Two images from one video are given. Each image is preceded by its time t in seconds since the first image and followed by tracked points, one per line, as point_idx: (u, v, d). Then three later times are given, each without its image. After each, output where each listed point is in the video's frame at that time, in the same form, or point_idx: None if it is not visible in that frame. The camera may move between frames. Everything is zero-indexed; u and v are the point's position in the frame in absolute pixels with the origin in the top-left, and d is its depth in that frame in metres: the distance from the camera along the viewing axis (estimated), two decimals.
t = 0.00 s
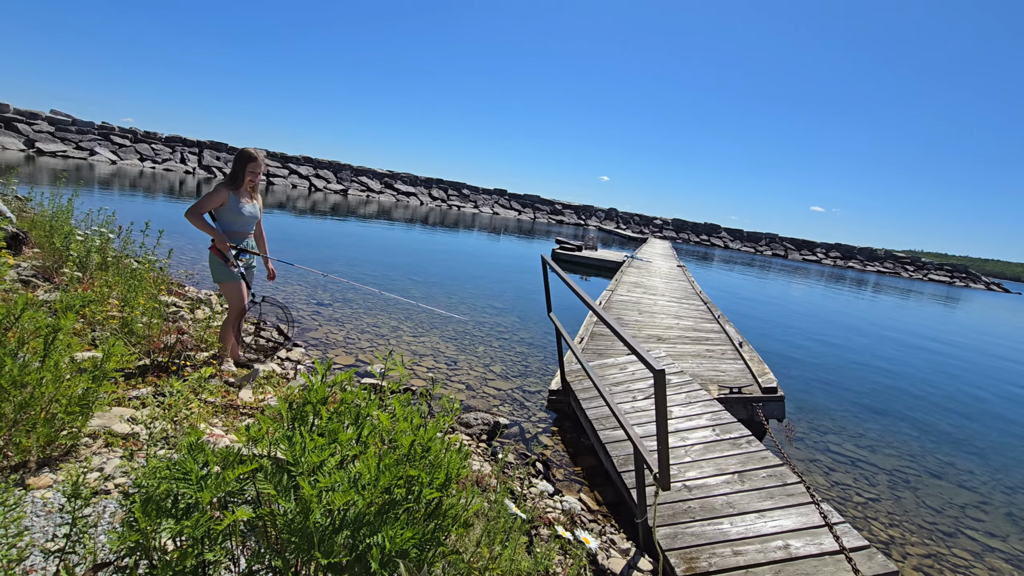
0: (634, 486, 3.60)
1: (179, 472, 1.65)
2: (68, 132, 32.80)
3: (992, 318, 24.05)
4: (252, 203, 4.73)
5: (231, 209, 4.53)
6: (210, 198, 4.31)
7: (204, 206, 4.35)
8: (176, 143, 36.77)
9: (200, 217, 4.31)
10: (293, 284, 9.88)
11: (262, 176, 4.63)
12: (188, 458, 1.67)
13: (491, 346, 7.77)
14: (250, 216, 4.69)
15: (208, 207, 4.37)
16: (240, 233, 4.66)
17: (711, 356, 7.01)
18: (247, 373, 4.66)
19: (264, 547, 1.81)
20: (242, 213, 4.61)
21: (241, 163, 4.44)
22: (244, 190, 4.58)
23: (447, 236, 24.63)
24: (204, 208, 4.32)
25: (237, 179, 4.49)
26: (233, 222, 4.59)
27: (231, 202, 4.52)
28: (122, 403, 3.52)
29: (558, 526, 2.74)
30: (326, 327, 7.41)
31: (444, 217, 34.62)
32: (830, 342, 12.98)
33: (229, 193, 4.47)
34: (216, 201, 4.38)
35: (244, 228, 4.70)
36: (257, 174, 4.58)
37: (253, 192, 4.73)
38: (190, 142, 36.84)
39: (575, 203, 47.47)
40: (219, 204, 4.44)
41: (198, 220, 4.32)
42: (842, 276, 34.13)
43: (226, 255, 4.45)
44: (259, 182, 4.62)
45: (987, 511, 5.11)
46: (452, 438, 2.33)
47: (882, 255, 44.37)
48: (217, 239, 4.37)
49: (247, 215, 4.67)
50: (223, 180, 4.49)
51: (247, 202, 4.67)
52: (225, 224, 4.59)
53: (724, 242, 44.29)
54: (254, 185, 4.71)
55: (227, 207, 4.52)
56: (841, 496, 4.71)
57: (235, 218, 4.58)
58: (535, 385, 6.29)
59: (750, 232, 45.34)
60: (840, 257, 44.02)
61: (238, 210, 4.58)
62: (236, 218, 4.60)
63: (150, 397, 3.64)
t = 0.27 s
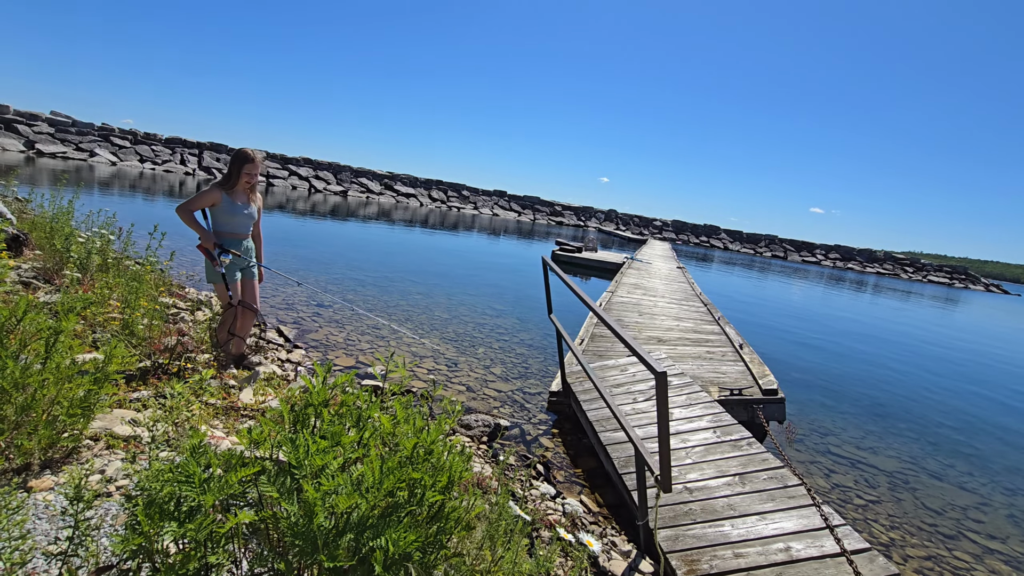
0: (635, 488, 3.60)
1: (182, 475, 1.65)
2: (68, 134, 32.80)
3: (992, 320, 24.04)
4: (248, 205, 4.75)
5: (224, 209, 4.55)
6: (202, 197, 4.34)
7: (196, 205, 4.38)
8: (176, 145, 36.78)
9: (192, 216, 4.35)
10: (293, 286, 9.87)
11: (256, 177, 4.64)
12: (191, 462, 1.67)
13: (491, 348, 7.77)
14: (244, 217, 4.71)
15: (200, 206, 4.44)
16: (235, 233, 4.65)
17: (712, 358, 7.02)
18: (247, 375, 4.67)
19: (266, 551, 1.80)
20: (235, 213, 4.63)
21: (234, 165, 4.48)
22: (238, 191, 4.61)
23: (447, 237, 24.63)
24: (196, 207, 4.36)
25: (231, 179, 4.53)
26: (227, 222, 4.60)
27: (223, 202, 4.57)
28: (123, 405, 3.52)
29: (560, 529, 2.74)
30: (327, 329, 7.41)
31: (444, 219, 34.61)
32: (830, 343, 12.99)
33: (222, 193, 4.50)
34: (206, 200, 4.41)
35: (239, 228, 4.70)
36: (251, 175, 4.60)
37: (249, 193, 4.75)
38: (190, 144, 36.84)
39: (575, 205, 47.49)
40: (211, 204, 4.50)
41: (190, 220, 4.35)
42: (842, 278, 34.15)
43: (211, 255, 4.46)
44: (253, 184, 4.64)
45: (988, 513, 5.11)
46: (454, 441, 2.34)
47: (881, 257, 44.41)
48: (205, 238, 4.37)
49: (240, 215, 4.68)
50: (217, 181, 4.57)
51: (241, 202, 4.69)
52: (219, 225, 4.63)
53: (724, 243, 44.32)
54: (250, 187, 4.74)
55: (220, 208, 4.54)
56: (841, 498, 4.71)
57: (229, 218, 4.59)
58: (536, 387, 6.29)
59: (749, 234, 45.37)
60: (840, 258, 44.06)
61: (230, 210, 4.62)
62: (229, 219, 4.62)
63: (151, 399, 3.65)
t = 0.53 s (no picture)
0: (634, 489, 3.59)
1: (180, 477, 1.64)
2: (65, 134, 32.70)
3: (988, 321, 24.14)
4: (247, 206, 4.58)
5: (221, 210, 4.42)
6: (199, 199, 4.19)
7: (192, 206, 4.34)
8: (174, 145, 36.71)
9: (187, 218, 4.30)
10: (291, 287, 9.85)
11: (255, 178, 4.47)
12: (189, 464, 1.66)
13: (490, 349, 7.77)
14: (243, 219, 4.55)
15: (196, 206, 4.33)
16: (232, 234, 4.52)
17: (710, 359, 7.02)
18: (245, 376, 4.65)
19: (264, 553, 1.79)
20: (233, 214, 4.49)
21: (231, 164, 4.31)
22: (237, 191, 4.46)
23: (445, 238, 24.62)
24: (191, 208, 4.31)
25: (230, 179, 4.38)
26: (223, 224, 4.47)
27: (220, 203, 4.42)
28: (120, 407, 3.51)
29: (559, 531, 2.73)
30: (325, 329, 7.39)
31: (442, 219, 34.59)
32: (828, 344, 13.01)
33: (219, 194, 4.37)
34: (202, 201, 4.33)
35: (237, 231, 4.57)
36: (249, 176, 4.43)
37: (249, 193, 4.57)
38: (188, 144, 36.77)
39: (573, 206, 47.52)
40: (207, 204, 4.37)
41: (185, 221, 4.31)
42: (839, 279, 34.24)
43: (202, 258, 4.39)
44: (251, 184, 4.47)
45: (986, 514, 5.12)
46: (453, 443, 2.33)
47: (879, 258, 44.56)
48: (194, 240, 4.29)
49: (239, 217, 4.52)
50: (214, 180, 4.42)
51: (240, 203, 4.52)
52: (217, 225, 4.54)
53: (722, 244, 44.40)
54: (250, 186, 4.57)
55: (217, 208, 4.43)
56: (840, 499, 4.71)
57: (225, 219, 4.46)
58: (534, 388, 6.28)
59: (747, 235, 45.47)
60: (837, 259, 44.17)
61: (228, 211, 4.47)
62: (227, 220, 4.48)
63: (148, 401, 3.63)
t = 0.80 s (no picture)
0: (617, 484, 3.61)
1: (150, 482, 1.59)
2: (35, 128, 31.67)
3: (960, 312, 24.83)
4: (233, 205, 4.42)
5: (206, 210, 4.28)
6: (181, 198, 4.05)
7: (177, 206, 4.22)
8: (149, 140, 35.79)
9: (171, 217, 4.18)
10: (271, 285, 9.69)
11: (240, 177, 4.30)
12: (159, 468, 1.61)
13: (474, 345, 7.73)
14: (228, 219, 4.38)
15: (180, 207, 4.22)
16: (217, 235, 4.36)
17: (693, 353, 7.08)
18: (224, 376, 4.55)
19: (241, 558, 1.74)
20: (217, 214, 4.34)
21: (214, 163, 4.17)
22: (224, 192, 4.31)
23: (429, 234, 24.45)
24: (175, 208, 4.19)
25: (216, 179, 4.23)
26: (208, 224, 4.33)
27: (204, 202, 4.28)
28: (92, 409, 3.41)
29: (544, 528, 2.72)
30: (306, 328, 7.28)
31: (426, 216, 34.37)
32: (807, 337, 13.25)
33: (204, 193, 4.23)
34: (186, 201, 4.19)
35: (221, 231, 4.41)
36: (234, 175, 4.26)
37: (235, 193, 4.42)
38: (164, 139, 35.91)
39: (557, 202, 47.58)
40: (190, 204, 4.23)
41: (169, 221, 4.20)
42: (818, 273, 34.88)
43: (184, 258, 4.26)
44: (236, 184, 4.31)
45: (959, 501, 5.26)
46: (435, 441, 2.30)
47: (856, 252, 45.51)
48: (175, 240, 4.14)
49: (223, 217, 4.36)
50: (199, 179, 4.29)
51: (225, 203, 4.37)
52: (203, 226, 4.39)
53: (704, 239, 44.89)
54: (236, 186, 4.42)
55: (201, 209, 4.29)
56: (819, 490, 4.79)
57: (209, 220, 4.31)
58: (519, 384, 6.27)
59: (728, 230, 46.04)
60: (815, 254, 44.96)
61: (212, 212, 4.33)
62: (210, 220, 4.34)
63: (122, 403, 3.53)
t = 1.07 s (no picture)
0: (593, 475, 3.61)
1: (98, 488, 1.49)
2: None
3: (922, 301, 25.78)
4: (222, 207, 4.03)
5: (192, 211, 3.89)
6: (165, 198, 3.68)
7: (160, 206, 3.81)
8: (111, 131, 34.41)
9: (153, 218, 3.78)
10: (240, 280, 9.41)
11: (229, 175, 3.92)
12: (108, 474, 1.51)
13: (450, 339, 7.66)
14: (216, 221, 3.99)
15: (163, 208, 3.81)
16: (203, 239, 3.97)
17: (667, 344, 7.15)
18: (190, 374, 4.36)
19: (201, 565, 1.67)
20: (204, 216, 3.94)
21: (201, 160, 3.80)
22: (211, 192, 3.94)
23: (405, 228, 24.16)
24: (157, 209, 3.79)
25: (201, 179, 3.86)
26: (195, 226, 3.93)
27: (191, 203, 3.89)
28: (45, 412, 3.22)
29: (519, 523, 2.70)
30: (277, 324, 7.10)
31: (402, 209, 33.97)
32: (778, 327, 13.56)
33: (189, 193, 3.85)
34: (170, 202, 3.80)
35: (208, 234, 4.01)
36: (222, 174, 3.89)
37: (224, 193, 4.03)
38: (126, 131, 34.57)
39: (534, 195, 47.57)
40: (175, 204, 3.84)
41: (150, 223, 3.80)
42: (788, 264, 35.74)
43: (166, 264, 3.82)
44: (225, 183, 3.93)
45: (921, 483, 5.44)
46: (406, 438, 2.25)
47: (824, 243, 46.78)
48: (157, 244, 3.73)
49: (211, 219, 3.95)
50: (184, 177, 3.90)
51: (213, 204, 3.97)
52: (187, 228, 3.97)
53: (678, 232, 45.51)
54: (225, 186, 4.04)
55: (187, 210, 3.89)
56: (790, 476, 4.90)
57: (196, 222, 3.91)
58: (495, 378, 6.23)
59: (702, 222, 46.76)
60: (786, 245, 46.05)
61: (198, 213, 3.93)
62: (196, 222, 3.94)
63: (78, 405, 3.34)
